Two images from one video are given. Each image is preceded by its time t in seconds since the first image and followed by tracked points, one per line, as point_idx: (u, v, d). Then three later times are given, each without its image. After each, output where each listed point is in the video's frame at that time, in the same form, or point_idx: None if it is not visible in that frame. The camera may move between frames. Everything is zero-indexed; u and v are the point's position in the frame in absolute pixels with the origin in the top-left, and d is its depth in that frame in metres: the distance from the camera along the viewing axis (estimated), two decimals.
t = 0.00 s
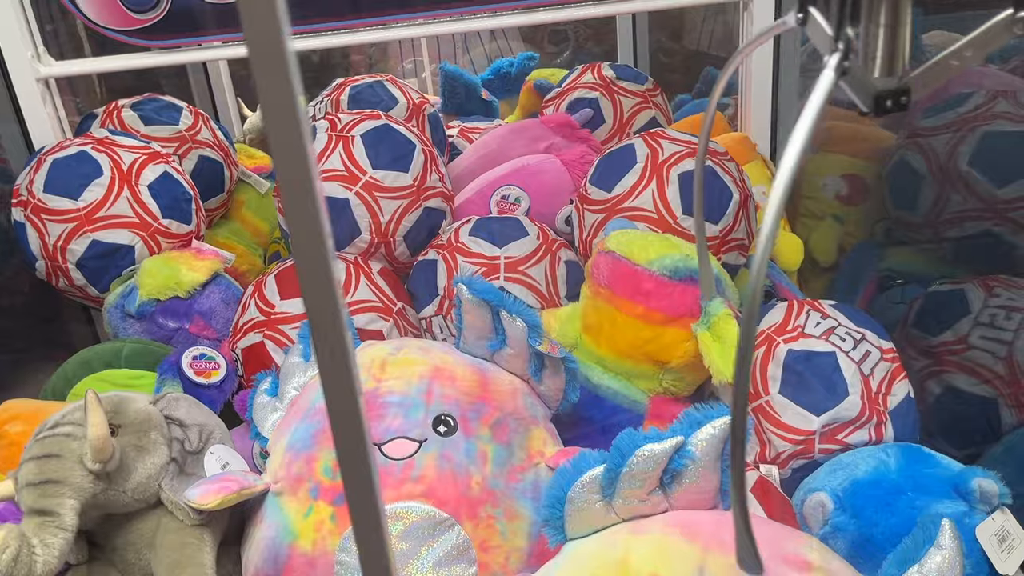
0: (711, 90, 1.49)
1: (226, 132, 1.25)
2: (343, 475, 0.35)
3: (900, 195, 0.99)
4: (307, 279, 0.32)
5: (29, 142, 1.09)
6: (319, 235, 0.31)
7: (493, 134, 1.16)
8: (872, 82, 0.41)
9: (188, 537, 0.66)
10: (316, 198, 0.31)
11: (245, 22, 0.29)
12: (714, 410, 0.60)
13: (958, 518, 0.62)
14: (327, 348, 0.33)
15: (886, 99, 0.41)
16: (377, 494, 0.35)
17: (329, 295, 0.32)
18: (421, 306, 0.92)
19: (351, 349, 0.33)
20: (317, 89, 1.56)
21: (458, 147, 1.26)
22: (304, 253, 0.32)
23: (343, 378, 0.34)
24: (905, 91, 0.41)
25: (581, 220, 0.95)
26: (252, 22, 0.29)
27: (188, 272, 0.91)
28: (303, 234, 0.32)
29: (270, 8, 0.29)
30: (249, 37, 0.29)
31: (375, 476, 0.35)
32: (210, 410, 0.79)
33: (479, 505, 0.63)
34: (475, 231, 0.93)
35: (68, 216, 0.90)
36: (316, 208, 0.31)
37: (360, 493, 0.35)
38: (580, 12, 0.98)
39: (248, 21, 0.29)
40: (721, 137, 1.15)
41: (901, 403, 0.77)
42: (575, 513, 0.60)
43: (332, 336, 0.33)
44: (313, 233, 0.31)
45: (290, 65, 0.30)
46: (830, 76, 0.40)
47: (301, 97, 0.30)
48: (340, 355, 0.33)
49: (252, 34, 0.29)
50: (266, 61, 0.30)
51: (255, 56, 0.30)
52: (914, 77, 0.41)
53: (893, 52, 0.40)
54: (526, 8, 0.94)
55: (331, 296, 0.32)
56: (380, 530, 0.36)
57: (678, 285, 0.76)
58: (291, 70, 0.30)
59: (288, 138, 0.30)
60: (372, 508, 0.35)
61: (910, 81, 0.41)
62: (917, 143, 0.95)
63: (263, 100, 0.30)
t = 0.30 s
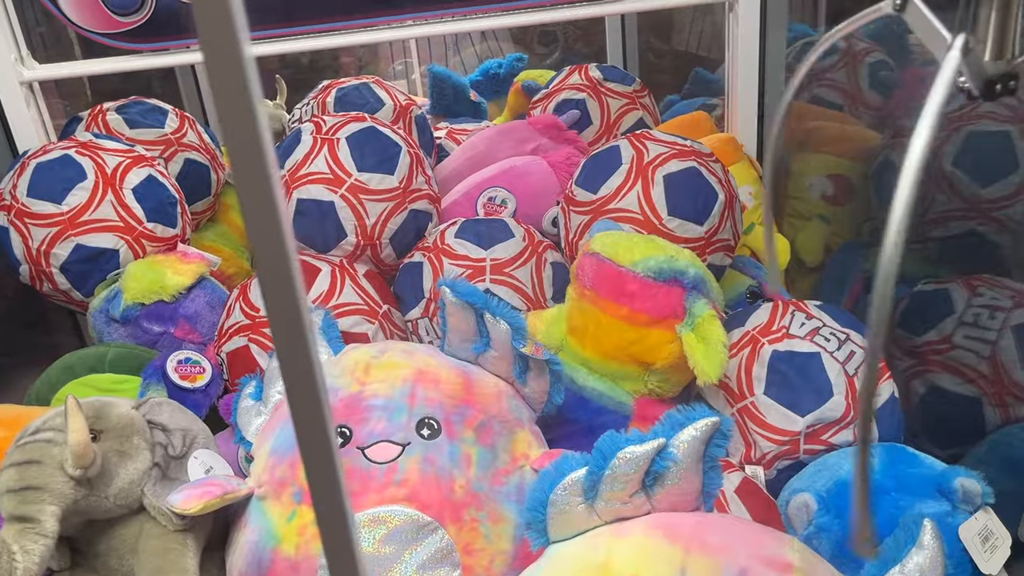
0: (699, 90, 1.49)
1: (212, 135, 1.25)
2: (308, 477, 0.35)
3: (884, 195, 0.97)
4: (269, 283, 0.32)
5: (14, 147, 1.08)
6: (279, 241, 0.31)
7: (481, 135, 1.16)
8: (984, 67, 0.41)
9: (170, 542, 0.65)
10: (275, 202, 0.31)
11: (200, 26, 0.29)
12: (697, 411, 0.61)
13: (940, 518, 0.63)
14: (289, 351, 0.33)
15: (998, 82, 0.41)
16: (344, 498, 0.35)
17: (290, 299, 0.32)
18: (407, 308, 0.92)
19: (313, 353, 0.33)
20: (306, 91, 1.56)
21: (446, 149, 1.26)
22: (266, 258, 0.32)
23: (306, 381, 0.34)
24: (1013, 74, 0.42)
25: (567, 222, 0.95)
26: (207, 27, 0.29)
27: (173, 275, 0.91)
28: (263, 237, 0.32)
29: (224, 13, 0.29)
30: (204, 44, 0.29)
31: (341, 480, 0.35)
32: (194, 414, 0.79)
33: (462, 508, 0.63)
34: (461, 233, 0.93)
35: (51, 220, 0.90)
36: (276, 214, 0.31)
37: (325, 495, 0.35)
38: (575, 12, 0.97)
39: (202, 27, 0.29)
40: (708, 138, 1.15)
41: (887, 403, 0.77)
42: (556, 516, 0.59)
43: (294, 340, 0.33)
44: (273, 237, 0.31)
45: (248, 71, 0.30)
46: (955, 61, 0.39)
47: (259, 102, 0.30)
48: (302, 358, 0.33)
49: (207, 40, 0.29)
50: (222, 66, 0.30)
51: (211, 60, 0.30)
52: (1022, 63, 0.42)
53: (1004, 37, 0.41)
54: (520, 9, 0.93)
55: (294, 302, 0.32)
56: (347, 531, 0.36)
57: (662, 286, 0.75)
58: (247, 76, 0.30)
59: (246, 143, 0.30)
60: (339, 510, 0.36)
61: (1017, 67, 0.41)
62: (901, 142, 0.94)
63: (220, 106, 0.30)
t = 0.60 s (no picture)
0: (689, 90, 1.50)
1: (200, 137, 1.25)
2: (271, 466, 0.36)
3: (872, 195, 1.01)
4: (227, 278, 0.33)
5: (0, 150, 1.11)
6: (237, 236, 0.33)
7: (468, 136, 1.16)
8: (939, 65, 0.42)
9: (153, 546, 0.65)
10: (231, 197, 0.32)
11: (155, 29, 0.30)
12: (676, 412, 0.61)
13: (923, 517, 0.62)
14: (249, 343, 0.34)
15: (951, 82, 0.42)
16: (306, 486, 0.37)
17: (248, 292, 0.33)
18: (393, 309, 0.91)
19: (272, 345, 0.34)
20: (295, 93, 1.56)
21: (434, 149, 1.26)
22: (223, 253, 0.33)
23: (266, 373, 0.35)
24: (972, 75, 0.42)
25: (553, 222, 0.95)
26: (161, 30, 0.30)
27: (158, 278, 0.91)
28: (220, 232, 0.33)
29: (178, 17, 0.30)
30: (157, 49, 0.30)
31: (302, 468, 0.36)
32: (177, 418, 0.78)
33: (446, 510, 0.62)
34: (446, 234, 0.92)
35: (35, 223, 0.90)
36: (234, 211, 0.32)
37: (289, 484, 0.36)
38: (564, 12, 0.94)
39: (156, 30, 0.30)
40: (696, 137, 1.15)
41: (871, 402, 0.77)
42: (539, 517, 0.60)
43: (253, 332, 0.34)
44: (230, 233, 0.32)
45: (202, 72, 0.31)
46: (895, 56, 0.40)
47: (214, 102, 0.31)
48: (261, 350, 0.34)
49: (160, 44, 0.30)
50: (176, 69, 0.31)
51: (165, 62, 0.31)
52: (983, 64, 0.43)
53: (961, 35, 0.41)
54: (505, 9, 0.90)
55: (252, 296, 0.33)
56: (310, 519, 0.37)
57: (646, 286, 0.75)
58: (201, 77, 0.31)
59: (202, 143, 0.31)
60: (302, 499, 0.37)
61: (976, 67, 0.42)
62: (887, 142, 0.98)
63: (175, 106, 0.31)
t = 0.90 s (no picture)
0: (679, 87, 1.49)
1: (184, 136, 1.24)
2: (229, 470, 0.36)
3: (860, 194, 1.01)
4: (181, 285, 0.33)
5: None
6: (190, 243, 0.32)
7: (456, 134, 1.15)
8: (894, 64, 0.45)
9: (134, 550, 0.64)
10: (183, 201, 0.31)
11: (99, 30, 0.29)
12: (661, 413, 0.61)
13: (910, 517, 0.62)
14: (204, 348, 0.34)
15: (905, 81, 0.45)
16: (265, 487, 0.37)
17: (203, 300, 0.33)
18: (379, 310, 0.91)
19: (228, 350, 0.34)
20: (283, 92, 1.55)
21: (422, 148, 1.26)
22: (177, 261, 0.32)
23: (223, 379, 0.35)
24: (924, 76, 0.46)
25: (540, 221, 0.94)
26: (106, 33, 0.29)
27: (140, 279, 0.90)
28: (171, 237, 0.32)
29: (125, 19, 0.29)
30: (103, 50, 0.29)
31: (261, 471, 0.36)
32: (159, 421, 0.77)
33: (429, 512, 0.61)
34: (432, 233, 0.92)
35: (15, 224, 0.89)
36: (187, 217, 0.32)
37: (247, 487, 0.36)
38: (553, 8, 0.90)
39: (101, 32, 0.29)
40: (685, 135, 1.14)
41: (859, 401, 0.76)
42: (522, 520, 0.60)
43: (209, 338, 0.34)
44: (183, 240, 0.32)
45: (151, 74, 0.30)
46: (847, 46, 0.40)
47: (164, 105, 0.30)
48: (218, 356, 0.34)
49: (106, 47, 0.29)
50: (123, 72, 0.30)
51: (109, 63, 0.30)
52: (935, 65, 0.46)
53: (914, 38, 0.45)
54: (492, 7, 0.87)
55: (207, 303, 0.33)
56: (270, 519, 0.37)
57: (632, 286, 0.75)
58: (150, 80, 0.30)
59: (152, 148, 0.31)
60: (262, 501, 0.37)
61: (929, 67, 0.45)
62: (875, 139, 0.98)
63: (123, 111, 0.30)
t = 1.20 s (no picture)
0: (674, 85, 1.50)
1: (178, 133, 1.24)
2: (220, 468, 0.36)
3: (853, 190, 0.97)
4: (170, 282, 0.33)
5: None
6: (179, 241, 0.32)
7: (450, 132, 1.15)
8: (934, 42, 0.42)
9: (127, 546, 0.64)
10: (172, 198, 0.31)
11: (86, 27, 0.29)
12: (653, 407, 0.61)
13: (902, 511, 0.62)
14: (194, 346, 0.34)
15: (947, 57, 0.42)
16: (256, 486, 0.37)
17: (193, 299, 0.33)
18: (373, 306, 0.91)
19: (219, 348, 0.34)
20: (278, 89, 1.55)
21: (417, 145, 1.26)
22: (167, 259, 0.32)
23: (213, 377, 0.35)
24: (964, 51, 0.43)
25: (535, 217, 0.94)
26: (94, 30, 0.29)
27: (134, 276, 0.89)
28: (160, 234, 0.32)
29: (112, 17, 0.29)
30: (91, 47, 0.29)
31: (252, 467, 0.36)
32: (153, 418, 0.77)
33: (423, 508, 0.61)
34: (427, 230, 0.92)
35: (9, 221, 0.89)
36: (176, 215, 0.32)
37: (238, 483, 0.36)
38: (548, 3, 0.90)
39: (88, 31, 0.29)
40: (679, 132, 1.14)
41: (853, 396, 0.77)
42: (515, 515, 0.60)
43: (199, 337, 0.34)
44: (172, 238, 0.32)
45: (139, 71, 0.30)
46: (894, 24, 0.40)
47: (153, 104, 0.30)
48: (208, 354, 0.34)
49: (94, 45, 0.29)
50: (112, 70, 0.30)
51: (97, 60, 0.30)
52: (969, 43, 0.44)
53: (949, 15, 0.44)
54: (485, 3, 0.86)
55: (197, 300, 0.33)
56: (261, 517, 0.37)
57: (625, 282, 0.75)
58: (139, 77, 0.30)
59: (142, 146, 0.31)
60: (252, 499, 0.37)
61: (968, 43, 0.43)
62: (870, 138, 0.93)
63: (112, 108, 0.30)
